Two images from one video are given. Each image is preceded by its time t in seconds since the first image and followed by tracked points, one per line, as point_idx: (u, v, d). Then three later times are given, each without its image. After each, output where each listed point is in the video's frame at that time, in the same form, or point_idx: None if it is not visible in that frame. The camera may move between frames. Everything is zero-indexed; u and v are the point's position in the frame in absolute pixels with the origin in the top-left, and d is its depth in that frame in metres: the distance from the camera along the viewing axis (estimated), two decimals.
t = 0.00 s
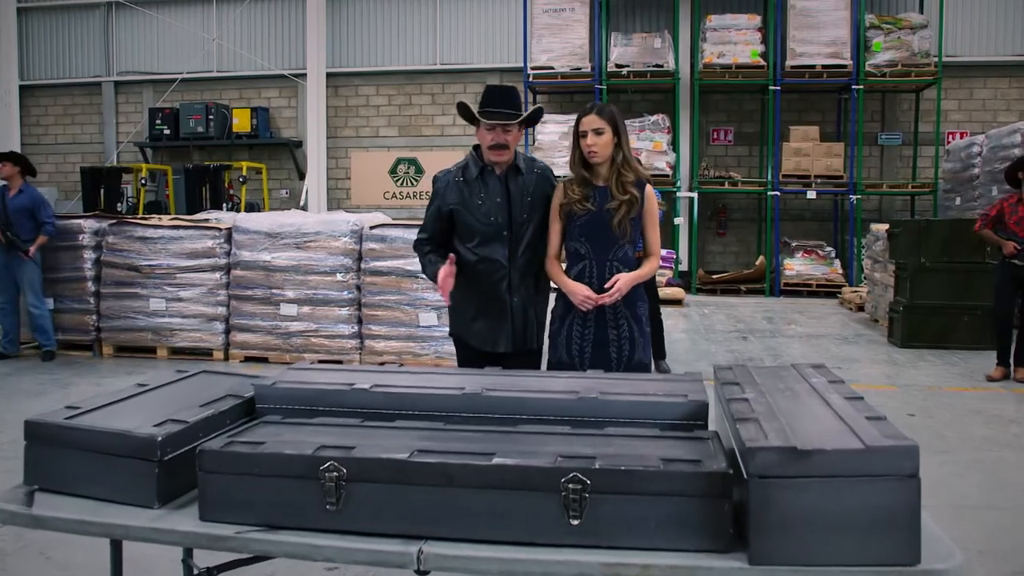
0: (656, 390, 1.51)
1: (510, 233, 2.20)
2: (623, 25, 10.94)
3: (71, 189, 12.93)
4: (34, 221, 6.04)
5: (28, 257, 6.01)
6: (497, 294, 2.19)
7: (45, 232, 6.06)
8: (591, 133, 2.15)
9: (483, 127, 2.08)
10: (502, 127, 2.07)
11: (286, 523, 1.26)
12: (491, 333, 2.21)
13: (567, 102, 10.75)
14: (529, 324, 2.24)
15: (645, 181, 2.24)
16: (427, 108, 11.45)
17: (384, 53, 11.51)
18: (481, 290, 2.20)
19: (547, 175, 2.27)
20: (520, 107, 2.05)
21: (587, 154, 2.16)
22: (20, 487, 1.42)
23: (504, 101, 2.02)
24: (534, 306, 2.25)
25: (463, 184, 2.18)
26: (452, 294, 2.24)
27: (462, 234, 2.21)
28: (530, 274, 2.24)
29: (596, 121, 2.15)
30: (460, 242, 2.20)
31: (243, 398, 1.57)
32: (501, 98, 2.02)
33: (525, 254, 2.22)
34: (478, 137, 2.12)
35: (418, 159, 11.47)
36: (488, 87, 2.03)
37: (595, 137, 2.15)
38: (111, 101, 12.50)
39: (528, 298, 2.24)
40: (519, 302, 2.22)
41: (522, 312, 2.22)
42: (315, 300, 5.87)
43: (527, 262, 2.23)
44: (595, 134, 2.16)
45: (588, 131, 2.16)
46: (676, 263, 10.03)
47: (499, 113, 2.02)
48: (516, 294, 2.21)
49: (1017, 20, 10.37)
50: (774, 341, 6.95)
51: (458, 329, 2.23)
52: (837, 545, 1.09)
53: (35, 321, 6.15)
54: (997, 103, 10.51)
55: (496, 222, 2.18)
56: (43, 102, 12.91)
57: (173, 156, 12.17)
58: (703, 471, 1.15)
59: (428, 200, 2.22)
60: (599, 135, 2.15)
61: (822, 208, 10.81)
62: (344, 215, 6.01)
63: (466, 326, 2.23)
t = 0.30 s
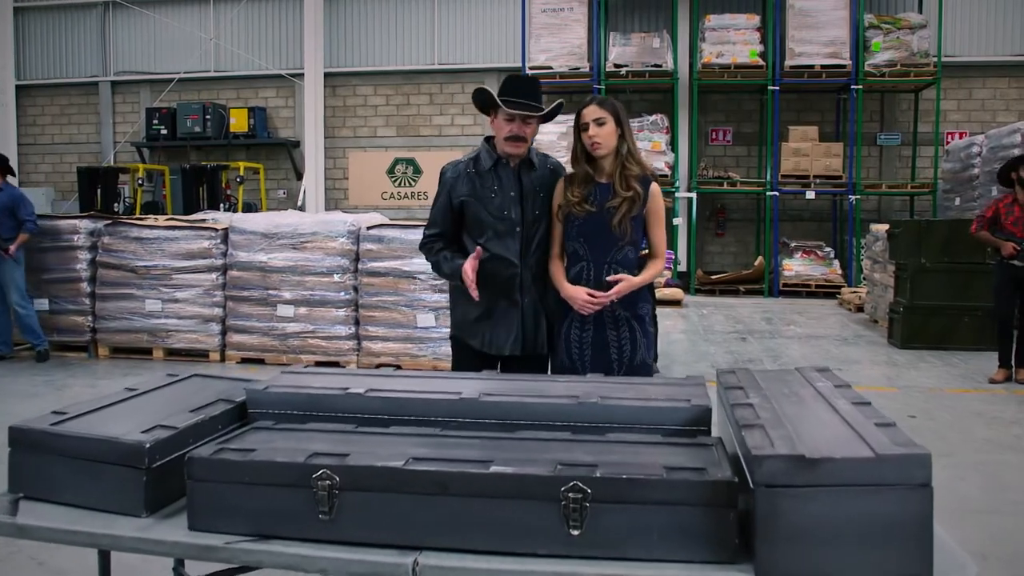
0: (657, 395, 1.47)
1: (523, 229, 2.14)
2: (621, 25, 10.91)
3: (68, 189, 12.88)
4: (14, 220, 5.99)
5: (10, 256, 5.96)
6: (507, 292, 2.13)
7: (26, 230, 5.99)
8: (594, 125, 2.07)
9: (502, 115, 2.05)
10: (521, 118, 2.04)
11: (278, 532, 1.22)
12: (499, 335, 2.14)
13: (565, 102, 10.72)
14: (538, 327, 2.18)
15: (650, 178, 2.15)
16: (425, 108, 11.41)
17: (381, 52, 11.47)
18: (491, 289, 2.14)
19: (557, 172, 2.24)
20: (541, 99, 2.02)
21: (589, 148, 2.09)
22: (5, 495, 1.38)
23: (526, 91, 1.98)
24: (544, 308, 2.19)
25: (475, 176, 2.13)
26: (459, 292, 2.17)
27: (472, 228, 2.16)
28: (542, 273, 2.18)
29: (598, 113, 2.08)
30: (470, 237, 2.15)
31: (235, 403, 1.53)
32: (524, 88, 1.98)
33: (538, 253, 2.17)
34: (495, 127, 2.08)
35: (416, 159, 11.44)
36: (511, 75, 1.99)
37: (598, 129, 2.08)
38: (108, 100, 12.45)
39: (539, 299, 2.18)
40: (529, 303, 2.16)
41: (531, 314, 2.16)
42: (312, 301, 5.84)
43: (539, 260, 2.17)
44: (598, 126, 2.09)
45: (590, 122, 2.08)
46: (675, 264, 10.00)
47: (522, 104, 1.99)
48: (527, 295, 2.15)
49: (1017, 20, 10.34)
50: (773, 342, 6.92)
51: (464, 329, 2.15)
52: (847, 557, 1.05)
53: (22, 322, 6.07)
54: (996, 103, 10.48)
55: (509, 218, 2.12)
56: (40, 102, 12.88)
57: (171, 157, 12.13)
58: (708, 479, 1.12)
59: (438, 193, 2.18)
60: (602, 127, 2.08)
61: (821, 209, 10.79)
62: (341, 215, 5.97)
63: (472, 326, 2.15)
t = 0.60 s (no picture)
0: (661, 399, 1.43)
1: (522, 229, 2.10)
2: (620, 24, 10.87)
3: (65, 188, 12.83)
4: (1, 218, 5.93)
5: None
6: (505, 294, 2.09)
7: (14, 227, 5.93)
8: (601, 125, 2.02)
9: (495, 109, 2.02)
10: (513, 110, 2.01)
11: (268, 542, 1.18)
12: (496, 338, 2.10)
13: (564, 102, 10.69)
14: (537, 330, 2.13)
15: (663, 179, 2.08)
16: (423, 107, 11.38)
17: (379, 52, 11.43)
18: (489, 291, 2.10)
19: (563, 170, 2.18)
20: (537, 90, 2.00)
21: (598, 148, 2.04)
22: None
23: (519, 82, 1.96)
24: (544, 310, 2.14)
25: (473, 174, 2.10)
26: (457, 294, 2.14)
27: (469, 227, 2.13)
28: (542, 275, 2.13)
29: (607, 112, 2.02)
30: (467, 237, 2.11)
31: (227, 407, 1.50)
32: (516, 78, 1.96)
33: (537, 254, 2.12)
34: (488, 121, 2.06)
35: (414, 159, 11.41)
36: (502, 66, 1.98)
37: (607, 129, 2.02)
38: (105, 100, 12.41)
39: (538, 302, 2.13)
40: (528, 305, 2.11)
41: (530, 316, 2.11)
42: (309, 301, 5.80)
43: (539, 261, 2.12)
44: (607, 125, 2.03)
45: (598, 122, 2.03)
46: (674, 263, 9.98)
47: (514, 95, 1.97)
48: (525, 297, 2.10)
49: (1017, 19, 10.31)
50: (773, 343, 6.89)
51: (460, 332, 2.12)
52: (859, 570, 1.01)
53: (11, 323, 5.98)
54: (996, 103, 10.45)
55: (507, 217, 2.08)
56: (37, 101, 12.82)
57: (168, 156, 12.10)
58: (714, 488, 1.08)
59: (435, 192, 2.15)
60: (611, 127, 2.01)
61: (821, 209, 10.76)
62: (338, 215, 5.92)
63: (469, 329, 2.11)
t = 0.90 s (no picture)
0: (661, 405, 1.40)
1: (509, 229, 2.03)
2: (617, 24, 10.84)
3: (60, 189, 12.76)
4: None
5: None
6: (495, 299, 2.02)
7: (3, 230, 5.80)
8: (612, 119, 2.01)
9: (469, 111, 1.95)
10: (487, 111, 1.93)
11: (257, 554, 1.15)
12: (487, 344, 2.04)
13: (561, 102, 10.65)
14: (530, 333, 2.06)
15: (676, 177, 2.07)
16: (420, 108, 11.34)
17: (375, 52, 11.39)
18: (478, 296, 2.03)
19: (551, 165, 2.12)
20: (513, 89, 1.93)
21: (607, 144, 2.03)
22: None
23: (492, 80, 1.90)
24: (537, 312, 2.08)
25: (454, 175, 2.03)
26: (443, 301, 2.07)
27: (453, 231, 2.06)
28: (533, 276, 2.07)
29: (617, 106, 2.00)
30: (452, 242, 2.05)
31: (216, 413, 1.46)
32: (490, 78, 1.90)
33: (528, 255, 2.05)
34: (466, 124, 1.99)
35: (411, 160, 11.37)
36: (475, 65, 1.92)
37: (617, 124, 2.00)
38: (101, 100, 12.36)
39: (530, 305, 2.06)
40: (520, 308, 2.04)
41: (523, 319, 2.05)
42: (305, 303, 5.76)
43: (529, 262, 2.06)
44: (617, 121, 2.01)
45: (608, 118, 2.01)
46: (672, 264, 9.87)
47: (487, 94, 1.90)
48: (517, 301, 2.04)
49: (1014, 19, 10.29)
50: (771, 344, 6.85)
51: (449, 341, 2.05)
52: None
53: None
54: (993, 103, 10.43)
55: (493, 218, 2.02)
56: (31, 102, 12.76)
57: (164, 156, 12.05)
58: (717, 498, 1.04)
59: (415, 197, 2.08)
60: (622, 122, 2.00)
61: (818, 209, 10.74)
62: (334, 216, 5.88)
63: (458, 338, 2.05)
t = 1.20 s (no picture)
0: (664, 412, 1.36)
1: (489, 226, 1.97)
2: (615, 25, 10.81)
3: (56, 190, 12.70)
4: None
5: None
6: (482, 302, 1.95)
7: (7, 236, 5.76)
8: (621, 120, 2.01)
9: (427, 105, 1.87)
10: (450, 103, 1.86)
11: (246, 569, 1.10)
12: (476, 349, 1.97)
13: (560, 103, 10.62)
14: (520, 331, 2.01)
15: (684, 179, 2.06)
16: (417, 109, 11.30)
17: (372, 53, 11.35)
18: (462, 300, 1.95)
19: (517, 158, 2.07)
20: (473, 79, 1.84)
21: (615, 146, 2.03)
22: None
23: (447, 71, 1.80)
24: (523, 309, 2.04)
25: (422, 177, 1.94)
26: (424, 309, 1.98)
27: (426, 235, 1.97)
28: (515, 273, 2.02)
29: (626, 107, 2.00)
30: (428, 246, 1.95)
31: (206, 420, 1.42)
32: (446, 68, 1.80)
33: (509, 251, 1.99)
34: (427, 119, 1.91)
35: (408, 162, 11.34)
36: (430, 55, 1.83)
37: (627, 125, 2.00)
38: (97, 101, 12.30)
39: (517, 303, 2.01)
40: (508, 308, 1.99)
41: (511, 319, 1.99)
42: (301, 305, 5.71)
43: (510, 258, 2.00)
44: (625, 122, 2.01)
45: (616, 118, 2.01)
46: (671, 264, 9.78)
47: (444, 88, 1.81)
48: (503, 301, 1.98)
49: (1013, 20, 10.27)
50: (771, 346, 6.82)
51: (436, 352, 1.96)
52: None
53: None
54: (992, 104, 10.39)
55: (471, 217, 1.95)
56: (28, 103, 12.70)
57: (160, 158, 12.00)
58: (724, 511, 1.00)
59: (378, 203, 1.96)
60: (631, 124, 2.00)
61: (817, 210, 10.71)
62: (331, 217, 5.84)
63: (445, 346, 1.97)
